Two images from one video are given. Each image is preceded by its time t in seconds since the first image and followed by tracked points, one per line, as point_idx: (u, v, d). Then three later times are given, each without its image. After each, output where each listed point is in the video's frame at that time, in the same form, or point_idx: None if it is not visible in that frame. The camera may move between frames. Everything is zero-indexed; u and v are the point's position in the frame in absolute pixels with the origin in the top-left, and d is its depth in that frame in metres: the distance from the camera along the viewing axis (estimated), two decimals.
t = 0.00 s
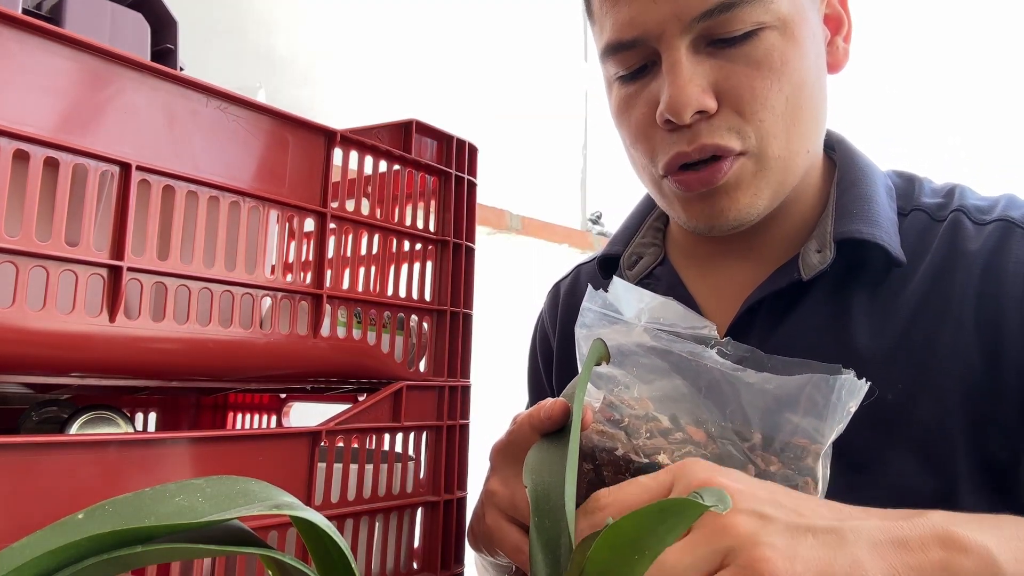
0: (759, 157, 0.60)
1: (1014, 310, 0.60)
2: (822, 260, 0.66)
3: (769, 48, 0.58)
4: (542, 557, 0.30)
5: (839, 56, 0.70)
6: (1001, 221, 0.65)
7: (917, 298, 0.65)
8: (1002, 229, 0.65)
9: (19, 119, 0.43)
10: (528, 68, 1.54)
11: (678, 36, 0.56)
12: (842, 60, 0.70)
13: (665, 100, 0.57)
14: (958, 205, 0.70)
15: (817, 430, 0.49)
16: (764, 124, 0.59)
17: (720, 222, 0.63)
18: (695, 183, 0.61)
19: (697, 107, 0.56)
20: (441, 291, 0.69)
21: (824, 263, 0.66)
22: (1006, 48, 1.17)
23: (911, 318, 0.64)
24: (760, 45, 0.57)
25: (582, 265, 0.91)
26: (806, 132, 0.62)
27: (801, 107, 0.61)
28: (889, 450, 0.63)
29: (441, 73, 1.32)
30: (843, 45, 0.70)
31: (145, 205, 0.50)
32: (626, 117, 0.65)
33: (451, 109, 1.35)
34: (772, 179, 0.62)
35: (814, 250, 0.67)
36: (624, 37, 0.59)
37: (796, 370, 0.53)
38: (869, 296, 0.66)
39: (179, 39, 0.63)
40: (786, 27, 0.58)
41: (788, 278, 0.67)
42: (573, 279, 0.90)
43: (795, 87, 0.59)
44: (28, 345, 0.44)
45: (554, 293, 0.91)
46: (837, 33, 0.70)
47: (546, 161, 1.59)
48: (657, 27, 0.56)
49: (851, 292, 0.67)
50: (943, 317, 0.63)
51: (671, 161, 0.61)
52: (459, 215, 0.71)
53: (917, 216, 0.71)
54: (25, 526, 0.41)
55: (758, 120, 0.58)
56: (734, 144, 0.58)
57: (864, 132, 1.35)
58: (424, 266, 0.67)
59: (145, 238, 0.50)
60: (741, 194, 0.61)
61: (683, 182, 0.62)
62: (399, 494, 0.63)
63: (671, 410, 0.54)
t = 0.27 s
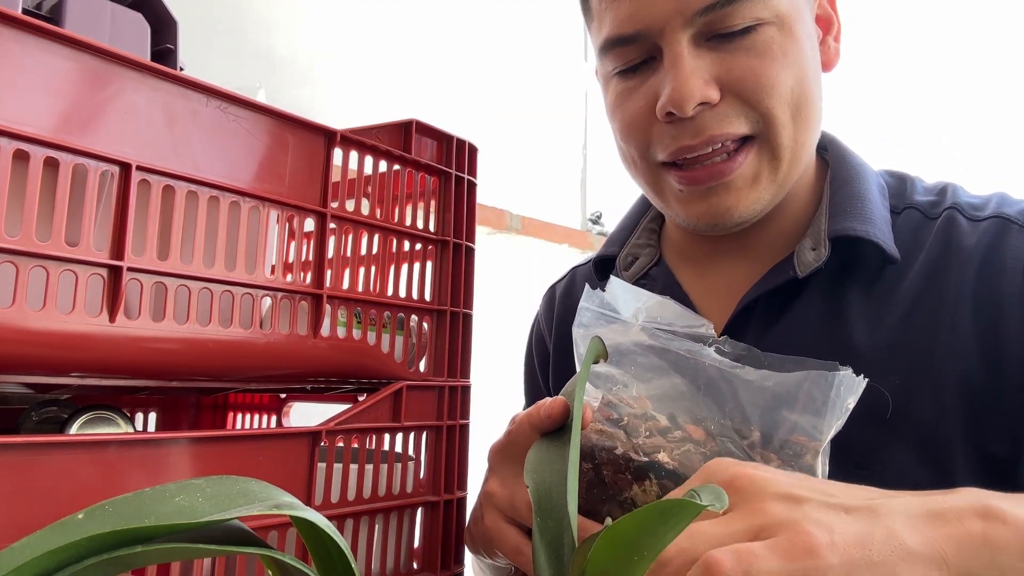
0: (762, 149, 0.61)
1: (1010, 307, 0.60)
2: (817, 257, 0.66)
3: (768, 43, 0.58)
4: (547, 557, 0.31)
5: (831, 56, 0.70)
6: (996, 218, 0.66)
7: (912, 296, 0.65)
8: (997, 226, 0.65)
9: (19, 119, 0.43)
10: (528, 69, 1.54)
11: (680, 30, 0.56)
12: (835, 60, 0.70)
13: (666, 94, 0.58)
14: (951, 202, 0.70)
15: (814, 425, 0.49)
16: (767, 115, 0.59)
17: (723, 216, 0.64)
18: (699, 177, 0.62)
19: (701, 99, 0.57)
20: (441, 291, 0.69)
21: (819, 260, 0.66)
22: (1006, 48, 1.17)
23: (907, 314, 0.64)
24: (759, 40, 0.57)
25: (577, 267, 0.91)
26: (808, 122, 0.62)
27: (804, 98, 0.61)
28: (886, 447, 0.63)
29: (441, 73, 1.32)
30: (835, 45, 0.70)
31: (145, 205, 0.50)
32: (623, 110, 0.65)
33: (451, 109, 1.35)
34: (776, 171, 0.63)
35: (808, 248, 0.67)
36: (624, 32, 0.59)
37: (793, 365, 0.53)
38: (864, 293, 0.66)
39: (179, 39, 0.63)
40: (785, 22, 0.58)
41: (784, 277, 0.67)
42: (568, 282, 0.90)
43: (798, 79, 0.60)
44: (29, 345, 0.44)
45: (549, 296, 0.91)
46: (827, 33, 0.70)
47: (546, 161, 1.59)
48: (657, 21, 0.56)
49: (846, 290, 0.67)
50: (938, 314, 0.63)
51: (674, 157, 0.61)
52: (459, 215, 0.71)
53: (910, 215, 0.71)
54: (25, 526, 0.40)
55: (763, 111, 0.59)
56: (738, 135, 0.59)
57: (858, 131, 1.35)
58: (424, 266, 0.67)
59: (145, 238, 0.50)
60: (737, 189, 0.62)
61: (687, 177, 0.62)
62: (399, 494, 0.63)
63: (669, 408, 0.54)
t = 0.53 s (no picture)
0: (796, 140, 0.61)
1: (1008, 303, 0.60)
2: (816, 256, 0.66)
3: (812, 37, 0.60)
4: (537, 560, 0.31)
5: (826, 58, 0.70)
6: (988, 215, 0.66)
7: (910, 293, 0.65)
8: (990, 223, 0.65)
9: (19, 119, 0.43)
10: (528, 69, 1.54)
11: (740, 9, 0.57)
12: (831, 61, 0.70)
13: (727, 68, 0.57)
14: (945, 201, 0.70)
15: (812, 422, 0.49)
16: (805, 107, 0.60)
17: (753, 203, 0.62)
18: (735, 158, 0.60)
19: (759, 81, 0.57)
20: (441, 292, 0.69)
21: (817, 259, 0.66)
22: (1006, 48, 1.16)
23: (905, 313, 0.64)
24: (805, 32, 0.60)
25: (572, 270, 0.90)
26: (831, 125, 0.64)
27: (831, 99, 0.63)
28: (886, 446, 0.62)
29: (441, 72, 1.32)
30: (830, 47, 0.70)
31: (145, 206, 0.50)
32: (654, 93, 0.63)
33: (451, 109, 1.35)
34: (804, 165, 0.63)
35: (807, 248, 0.67)
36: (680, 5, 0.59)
37: (789, 365, 0.53)
38: (862, 292, 0.66)
39: (179, 39, 0.63)
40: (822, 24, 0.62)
41: (782, 277, 0.67)
42: (563, 285, 0.90)
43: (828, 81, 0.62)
44: (29, 345, 0.44)
45: (544, 300, 0.91)
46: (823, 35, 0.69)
47: (546, 161, 1.59)
48: None
49: (845, 288, 0.67)
50: (934, 312, 0.63)
51: (716, 134, 0.60)
52: (459, 215, 0.71)
53: (904, 213, 0.71)
54: (24, 527, 0.40)
55: (802, 102, 0.60)
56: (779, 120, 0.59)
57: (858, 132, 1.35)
58: (424, 266, 0.67)
59: (145, 238, 0.50)
60: (777, 175, 0.61)
61: (723, 157, 0.61)
62: (399, 494, 0.63)
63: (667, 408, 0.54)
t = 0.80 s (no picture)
0: (801, 142, 0.61)
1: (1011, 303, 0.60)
2: (820, 258, 0.66)
3: (815, 37, 0.60)
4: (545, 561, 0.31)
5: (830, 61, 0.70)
6: (993, 217, 0.65)
7: (913, 295, 0.65)
8: (994, 225, 0.64)
9: (20, 119, 0.43)
10: (528, 69, 1.54)
11: (744, 12, 0.57)
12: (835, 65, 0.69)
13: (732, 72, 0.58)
14: (949, 201, 0.70)
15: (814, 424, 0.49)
16: (810, 110, 0.60)
17: (760, 205, 0.62)
18: (741, 162, 0.60)
19: (764, 85, 0.57)
20: (441, 292, 0.69)
21: (822, 261, 0.66)
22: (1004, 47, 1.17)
23: (908, 314, 0.64)
24: (807, 33, 0.60)
25: (576, 270, 0.91)
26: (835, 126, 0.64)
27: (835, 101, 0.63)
28: (889, 446, 0.62)
29: (442, 72, 1.32)
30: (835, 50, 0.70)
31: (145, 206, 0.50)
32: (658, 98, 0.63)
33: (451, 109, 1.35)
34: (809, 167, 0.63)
35: (812, 249, 0.67)
36: (683, 9, 0.59)
37: (792, 366, 0.53)
38: (865, 294, 0.67)
39: (178, 39, 0.63)
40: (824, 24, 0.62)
41: (786, 278, 0.67)
42: (567, 285, 0.90)
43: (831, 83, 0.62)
44: (29, 345, 0.44)
45: (548, 300, 0.91)
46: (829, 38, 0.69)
47: (546, 161, 1.59)
48: None
49: (848, 290, 0.67)
50: (937, 313, 0.63)
51: (721, 138, 0.60)
52: (459, 215, 0.71)
53: (909, 214, 0.71)
54: (24, 526, 0.40)
55: (807, 104, 0.60)
56: (784, 123, 0.59)
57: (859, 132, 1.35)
58: (424, 266, 0.67)
59: (146, 238, 0.50)
60: (784, 177, 0.61)
61: (729, 161, 0.61)
62: (399, 494, 0.63)
63: (670, 409, 0.54)
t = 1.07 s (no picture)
0: (805, 139, 0.61)
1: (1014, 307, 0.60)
2: (824, 259, 0.66)
3: (815, 35, 0.60)
4: (541, 547, 0.30)
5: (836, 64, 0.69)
6: (998, 220, 0.65)
7: (915, 298, 0.65)
8: (999, 228, 0.65)
9: (19, 119, 0.43)
10: (527, 69, 1.54)
11: (745, 11, 0.57)
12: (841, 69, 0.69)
13: (733, 71, 0.57)
14: (954, 204, 0.70)
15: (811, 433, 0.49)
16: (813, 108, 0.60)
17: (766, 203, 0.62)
18: (745, 160, 0.60)
19: (766, 84, 0.57)
20: (441, 292, 0.69)
21: (826, 263, 0.65)
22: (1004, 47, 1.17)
23: (911, 317, 0.64)
24: (808, 30, 0.60)
25: (579, 270, 0.90)
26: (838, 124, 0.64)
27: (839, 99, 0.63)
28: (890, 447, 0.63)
29: (442, 72, 1.32)
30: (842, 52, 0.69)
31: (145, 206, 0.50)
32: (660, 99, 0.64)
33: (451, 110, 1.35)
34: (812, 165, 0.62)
35: (816, 250, 0.67)
36: (683, 9, 0.59)
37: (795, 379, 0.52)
38: (869, 298, 0.66)
39: (179, 39, 0.63)
40: (827, 21, 0.62)
41: (790, 280, 0.66)
42: (570, 284, 0.90)
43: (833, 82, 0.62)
44: (29, 345, 0.44)
45: (551, 299, 0.91)
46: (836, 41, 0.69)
47: (546, 161, 1.59)
48: None
49: (851, 293, 0.67)
50: (939, 316, 0.63)
51: (724, 136, 0.60)
52: (459, 215, 0.71)
53: (913, 216, 0.71)
54: (24, 526, 0.40)
55: (810, 102, 0.60)
56: (787, 121, 0.59)
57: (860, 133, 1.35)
58: (424, 266, 0.67)
59: (145, 237, 0.50)
60: (788, 175, 0.61)
61: (733, 159, 0.60)
62: (398, 494, 0.63)
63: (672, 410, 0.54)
